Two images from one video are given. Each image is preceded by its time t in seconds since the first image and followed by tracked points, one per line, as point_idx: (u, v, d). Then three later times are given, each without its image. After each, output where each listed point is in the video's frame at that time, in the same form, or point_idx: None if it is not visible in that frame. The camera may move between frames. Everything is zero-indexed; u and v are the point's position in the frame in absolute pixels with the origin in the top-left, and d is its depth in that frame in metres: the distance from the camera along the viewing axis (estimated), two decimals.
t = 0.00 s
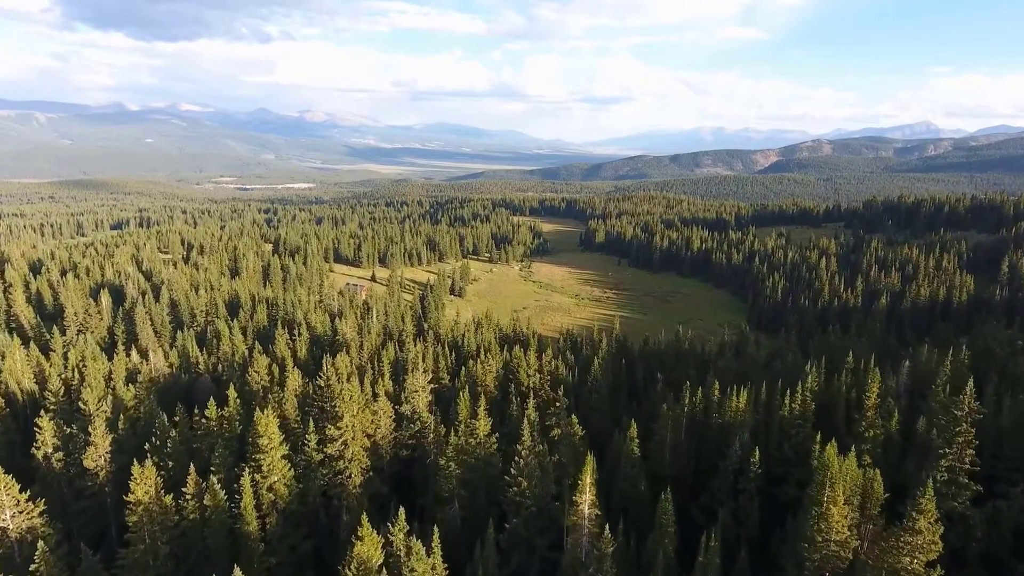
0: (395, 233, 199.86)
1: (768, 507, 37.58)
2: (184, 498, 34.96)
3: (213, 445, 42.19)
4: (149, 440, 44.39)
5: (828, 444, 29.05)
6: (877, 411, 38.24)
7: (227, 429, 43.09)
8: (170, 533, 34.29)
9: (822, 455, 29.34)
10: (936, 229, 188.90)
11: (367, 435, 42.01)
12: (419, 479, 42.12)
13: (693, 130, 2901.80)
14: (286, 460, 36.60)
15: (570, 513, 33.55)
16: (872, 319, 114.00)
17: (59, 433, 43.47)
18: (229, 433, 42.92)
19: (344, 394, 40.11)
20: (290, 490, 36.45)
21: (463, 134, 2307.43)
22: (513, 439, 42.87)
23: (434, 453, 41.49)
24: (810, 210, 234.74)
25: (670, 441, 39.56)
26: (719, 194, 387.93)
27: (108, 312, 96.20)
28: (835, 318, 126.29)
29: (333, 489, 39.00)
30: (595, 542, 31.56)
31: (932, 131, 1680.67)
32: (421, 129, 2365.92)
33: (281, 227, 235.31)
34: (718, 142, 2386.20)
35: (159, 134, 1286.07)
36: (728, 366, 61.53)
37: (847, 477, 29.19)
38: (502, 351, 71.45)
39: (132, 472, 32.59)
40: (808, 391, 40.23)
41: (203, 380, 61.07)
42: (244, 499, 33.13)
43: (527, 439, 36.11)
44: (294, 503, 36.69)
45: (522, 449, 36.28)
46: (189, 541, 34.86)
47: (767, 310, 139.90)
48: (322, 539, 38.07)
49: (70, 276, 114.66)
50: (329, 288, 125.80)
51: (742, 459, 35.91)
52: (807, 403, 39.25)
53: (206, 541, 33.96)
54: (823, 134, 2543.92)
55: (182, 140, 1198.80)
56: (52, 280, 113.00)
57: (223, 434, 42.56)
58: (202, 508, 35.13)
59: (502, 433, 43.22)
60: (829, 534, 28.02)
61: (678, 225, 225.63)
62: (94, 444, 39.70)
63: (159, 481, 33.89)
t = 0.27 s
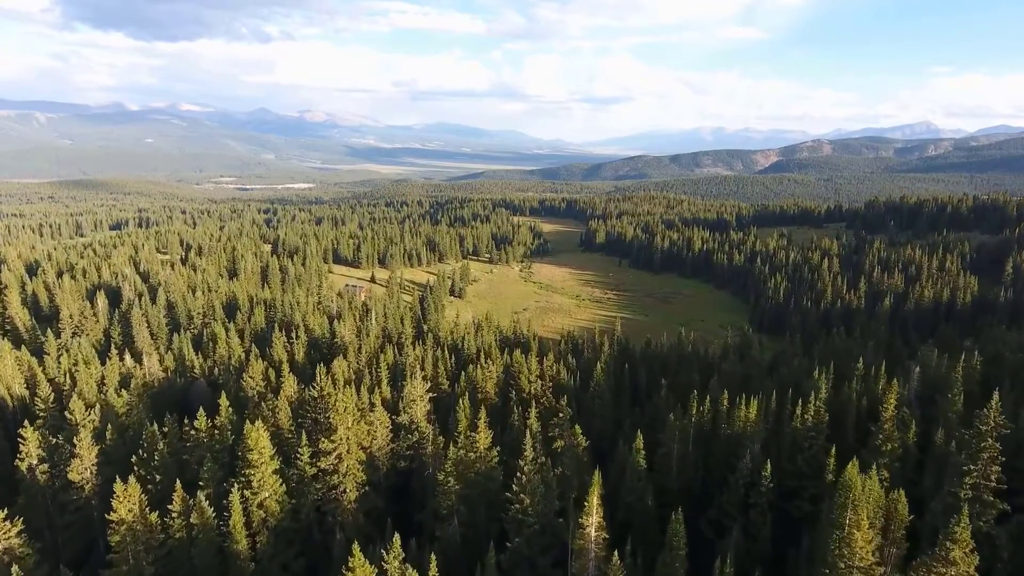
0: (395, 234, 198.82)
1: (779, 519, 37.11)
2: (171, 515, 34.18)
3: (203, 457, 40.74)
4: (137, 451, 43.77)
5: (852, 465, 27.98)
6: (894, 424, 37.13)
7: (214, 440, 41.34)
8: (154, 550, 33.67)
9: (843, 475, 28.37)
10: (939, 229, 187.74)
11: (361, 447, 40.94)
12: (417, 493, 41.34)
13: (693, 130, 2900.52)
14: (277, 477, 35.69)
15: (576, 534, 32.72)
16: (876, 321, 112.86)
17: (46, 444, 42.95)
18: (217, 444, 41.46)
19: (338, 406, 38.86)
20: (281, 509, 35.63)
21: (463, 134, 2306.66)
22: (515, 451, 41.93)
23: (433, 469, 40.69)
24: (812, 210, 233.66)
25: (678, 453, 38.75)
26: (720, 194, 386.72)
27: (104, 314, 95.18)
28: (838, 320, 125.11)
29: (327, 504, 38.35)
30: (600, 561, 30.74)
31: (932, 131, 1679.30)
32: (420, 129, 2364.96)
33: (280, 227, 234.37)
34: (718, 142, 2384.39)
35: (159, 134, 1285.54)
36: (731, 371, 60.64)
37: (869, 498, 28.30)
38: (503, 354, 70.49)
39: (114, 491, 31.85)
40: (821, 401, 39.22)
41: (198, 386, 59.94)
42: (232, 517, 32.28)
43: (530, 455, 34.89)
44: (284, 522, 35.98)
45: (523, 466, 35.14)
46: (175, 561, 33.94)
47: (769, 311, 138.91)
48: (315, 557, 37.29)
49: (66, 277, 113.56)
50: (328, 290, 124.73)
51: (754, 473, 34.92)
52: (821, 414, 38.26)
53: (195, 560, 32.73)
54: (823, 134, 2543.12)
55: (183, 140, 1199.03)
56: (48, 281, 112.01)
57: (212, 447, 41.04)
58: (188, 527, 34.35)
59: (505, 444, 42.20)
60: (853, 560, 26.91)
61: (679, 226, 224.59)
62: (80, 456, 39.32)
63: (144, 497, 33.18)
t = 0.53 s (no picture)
0: (394, 235, 197.71)
1: (793, 535, 36.31)
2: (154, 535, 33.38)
3: (191, 471, 39.86)
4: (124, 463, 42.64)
5: (877, 488, 26.95)
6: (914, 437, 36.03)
7: (200, 455, 40.49)
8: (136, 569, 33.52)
9: (868, 498, 27.27)
10: (942, 230, 186.59)
11: (355, 460, 39.37)
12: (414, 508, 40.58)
13: (693, 130, 2899.13)
14: (267, 494, 34.79)
15: (583, 554, 31.79)
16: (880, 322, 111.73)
17: (30, 456, 42.00)
18: (204, 458, 40.68)
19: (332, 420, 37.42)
20: (273, 527, 34.75)
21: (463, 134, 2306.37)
22: (517, 464, 40.86)
23: (431, 484, 39.64)
24: (813, 211, 232.63)
25: (685, 466, 37.99)
26: (721, 194, 385.54)
27: (100, 316, 94.21)
28: (841, 321, 123.81)
29: (320, 521, 37.33)
30: None
31: (933, 131, 1677.88)
32: (420, 129, 2364.08)
33: (280, 227, 233.46)
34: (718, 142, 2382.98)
35: (159, 134, 1283.90)
36: (736, 376, 59.58)
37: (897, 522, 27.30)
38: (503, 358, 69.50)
39: (96, 509, 32.07)
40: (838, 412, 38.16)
41: (190, 391, 58.56)
42: (220, 537, 31.65)
43: (533, 472, 33.41)
44: (276, 541, 35.14)
45: (525, 484, 33.73)
46: None
47: (771, 313, 137.72)
48: None
49: (62, 279, 112.48)
50: (327, 291, 123.62)
51: (764, 486, 34.03)
52: (837, 427, 37.30)
53: None
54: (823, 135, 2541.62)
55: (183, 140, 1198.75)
56: (44, 283, 111.04)
57: (200, 461, 40.21)
58: (175, 548, 33.64)
59: (508, 456, 41.17)
60: None
61: (680, 226, 223.45)
62: (64, 470, 38.56)
63: (127, 518, 33.57)
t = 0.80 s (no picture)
0: (394, 235, 196.68)
1: (807, 552, 35.42)
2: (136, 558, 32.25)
3: (178, 486, 38.91)
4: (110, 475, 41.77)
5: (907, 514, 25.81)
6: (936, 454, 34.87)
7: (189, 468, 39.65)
8: None
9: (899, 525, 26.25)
10: (944, 231, 185.53)
11: (350, 476, 38.16)
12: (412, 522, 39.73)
13: (693, 130, 2897.84)
14: (256, 513, 33.83)
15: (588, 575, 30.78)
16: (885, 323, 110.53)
17: (12, 469, 41.10)
18: (193, 471, 39.80)
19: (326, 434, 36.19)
20: (264, 546, 33.79)
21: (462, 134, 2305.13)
22: (518, 477, 39.94)
23: (428, 500, 38.57)
24: (815, 211, 231.61)
25: (693, 480, 37.27)
26: (721, 194, 384.60)
27: (96, 318, 93.33)
28: (845, 323, 122.72)
29: (312, 541, 36.18)
30: None
31: (933, 131, 1676.66)
32: (420, 129, 2363.01)
33: (280, 228, 232.74)
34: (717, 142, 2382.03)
35: (158, 134, 1282.87)
36: (741, 380, 58.65)
37: (925, 551, 26.20)
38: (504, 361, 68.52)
39: (73, 531, 31.09)
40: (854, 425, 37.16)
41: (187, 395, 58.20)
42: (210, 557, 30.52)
43: (536, 492, 32.15)
44: (268, 560, 34.17)
45: (528, 502, 32.57)
46: None
47: (773, 314, 136.68)
48: None
49: (59, 280, 111.47)
50: (326, 293, 122.56)
51: (776, 504, 33.09)
52: (853, 442, 36.39)
53: None
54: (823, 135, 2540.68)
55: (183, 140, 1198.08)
56: (41, 284, 110.16)
57: (189, 475, 39.31)
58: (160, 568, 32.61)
59: (510, 470, 40.24)
60: None
61: (681, 227, 222.45)
62: (47, 484, 37.85)
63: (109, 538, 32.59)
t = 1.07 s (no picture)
0: (394, 236, 195.58)
1: (825, 570, 34.10)
2: None
3: (164, 503, 37.56)
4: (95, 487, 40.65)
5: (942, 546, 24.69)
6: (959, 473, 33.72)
7: (176, 484, 38.40)
8: None
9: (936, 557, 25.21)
10: (948, 232, 184.35)
11: (344, 493, 37.07)
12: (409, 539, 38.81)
13: (693, 130, 2897.93)
14: (245, 535, 32.87)
15: None
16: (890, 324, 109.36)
17: None
18: (179, 487, 38.57)
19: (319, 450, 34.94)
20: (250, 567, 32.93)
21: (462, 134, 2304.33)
22: (519, 491, 38.75)
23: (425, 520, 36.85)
24: (817, 212, 230.48)
25: (701, 494, 36.37)
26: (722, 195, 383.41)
27: (92, 319, 92.32)
28: (848, 325, 121.47)
29: (303, 560, 35.06)
30: None
31: (934, 131, 1675.35)
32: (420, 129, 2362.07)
33: (279, 228, 231.70)
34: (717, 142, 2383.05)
35: (159, 134, 1282.21)
36: (746, 385, 57.47)
37: None
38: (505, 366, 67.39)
39: (49, 556, 29.58)
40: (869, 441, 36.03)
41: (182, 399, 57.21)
42: None
43: (540, 514, 31.03)
44: None
45: (532, 524, 31.40)
46: None
47: (776, 316, 135.51)
48: None
49: (54, 282, 110.12)
50: (324, 295, 121.32)
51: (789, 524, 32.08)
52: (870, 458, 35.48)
53: None
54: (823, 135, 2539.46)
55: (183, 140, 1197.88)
56: (37, 285, 109.06)
57: (175, 491, 38.03)
58: None
59: (511, 484, 39.15)
60: None
61: (682, 228, 221.28)
62: (28, 500, 36.72)
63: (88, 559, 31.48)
